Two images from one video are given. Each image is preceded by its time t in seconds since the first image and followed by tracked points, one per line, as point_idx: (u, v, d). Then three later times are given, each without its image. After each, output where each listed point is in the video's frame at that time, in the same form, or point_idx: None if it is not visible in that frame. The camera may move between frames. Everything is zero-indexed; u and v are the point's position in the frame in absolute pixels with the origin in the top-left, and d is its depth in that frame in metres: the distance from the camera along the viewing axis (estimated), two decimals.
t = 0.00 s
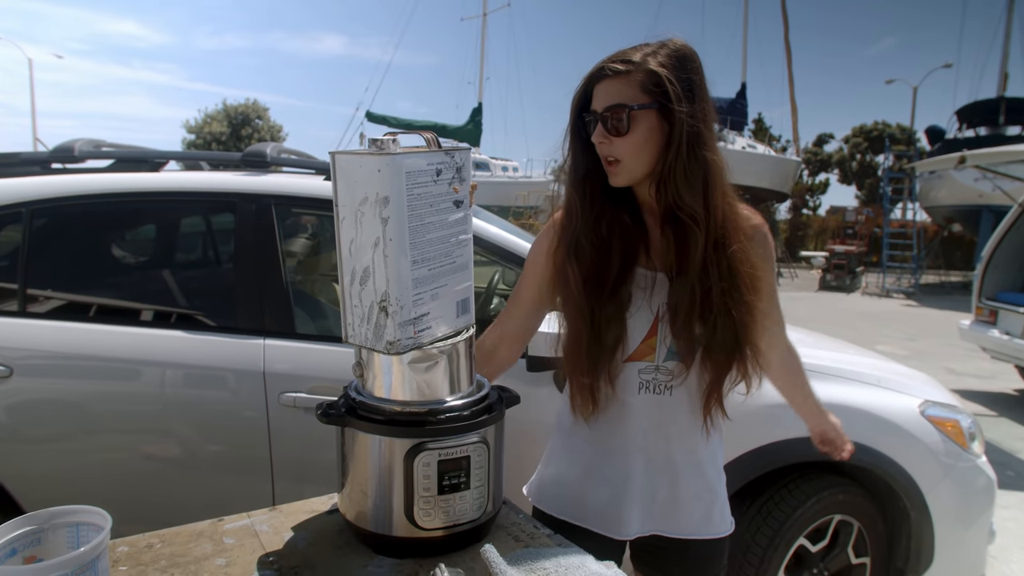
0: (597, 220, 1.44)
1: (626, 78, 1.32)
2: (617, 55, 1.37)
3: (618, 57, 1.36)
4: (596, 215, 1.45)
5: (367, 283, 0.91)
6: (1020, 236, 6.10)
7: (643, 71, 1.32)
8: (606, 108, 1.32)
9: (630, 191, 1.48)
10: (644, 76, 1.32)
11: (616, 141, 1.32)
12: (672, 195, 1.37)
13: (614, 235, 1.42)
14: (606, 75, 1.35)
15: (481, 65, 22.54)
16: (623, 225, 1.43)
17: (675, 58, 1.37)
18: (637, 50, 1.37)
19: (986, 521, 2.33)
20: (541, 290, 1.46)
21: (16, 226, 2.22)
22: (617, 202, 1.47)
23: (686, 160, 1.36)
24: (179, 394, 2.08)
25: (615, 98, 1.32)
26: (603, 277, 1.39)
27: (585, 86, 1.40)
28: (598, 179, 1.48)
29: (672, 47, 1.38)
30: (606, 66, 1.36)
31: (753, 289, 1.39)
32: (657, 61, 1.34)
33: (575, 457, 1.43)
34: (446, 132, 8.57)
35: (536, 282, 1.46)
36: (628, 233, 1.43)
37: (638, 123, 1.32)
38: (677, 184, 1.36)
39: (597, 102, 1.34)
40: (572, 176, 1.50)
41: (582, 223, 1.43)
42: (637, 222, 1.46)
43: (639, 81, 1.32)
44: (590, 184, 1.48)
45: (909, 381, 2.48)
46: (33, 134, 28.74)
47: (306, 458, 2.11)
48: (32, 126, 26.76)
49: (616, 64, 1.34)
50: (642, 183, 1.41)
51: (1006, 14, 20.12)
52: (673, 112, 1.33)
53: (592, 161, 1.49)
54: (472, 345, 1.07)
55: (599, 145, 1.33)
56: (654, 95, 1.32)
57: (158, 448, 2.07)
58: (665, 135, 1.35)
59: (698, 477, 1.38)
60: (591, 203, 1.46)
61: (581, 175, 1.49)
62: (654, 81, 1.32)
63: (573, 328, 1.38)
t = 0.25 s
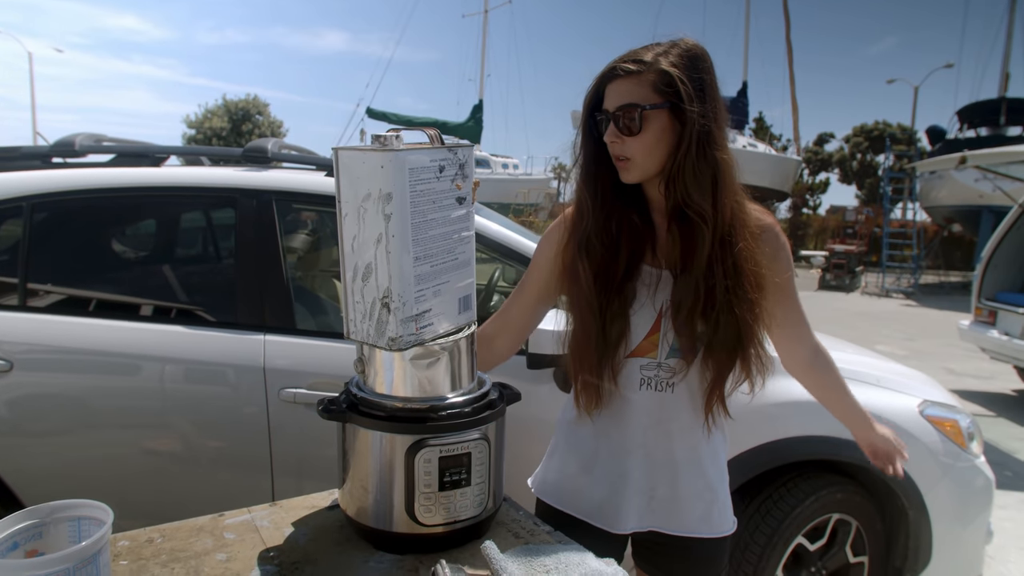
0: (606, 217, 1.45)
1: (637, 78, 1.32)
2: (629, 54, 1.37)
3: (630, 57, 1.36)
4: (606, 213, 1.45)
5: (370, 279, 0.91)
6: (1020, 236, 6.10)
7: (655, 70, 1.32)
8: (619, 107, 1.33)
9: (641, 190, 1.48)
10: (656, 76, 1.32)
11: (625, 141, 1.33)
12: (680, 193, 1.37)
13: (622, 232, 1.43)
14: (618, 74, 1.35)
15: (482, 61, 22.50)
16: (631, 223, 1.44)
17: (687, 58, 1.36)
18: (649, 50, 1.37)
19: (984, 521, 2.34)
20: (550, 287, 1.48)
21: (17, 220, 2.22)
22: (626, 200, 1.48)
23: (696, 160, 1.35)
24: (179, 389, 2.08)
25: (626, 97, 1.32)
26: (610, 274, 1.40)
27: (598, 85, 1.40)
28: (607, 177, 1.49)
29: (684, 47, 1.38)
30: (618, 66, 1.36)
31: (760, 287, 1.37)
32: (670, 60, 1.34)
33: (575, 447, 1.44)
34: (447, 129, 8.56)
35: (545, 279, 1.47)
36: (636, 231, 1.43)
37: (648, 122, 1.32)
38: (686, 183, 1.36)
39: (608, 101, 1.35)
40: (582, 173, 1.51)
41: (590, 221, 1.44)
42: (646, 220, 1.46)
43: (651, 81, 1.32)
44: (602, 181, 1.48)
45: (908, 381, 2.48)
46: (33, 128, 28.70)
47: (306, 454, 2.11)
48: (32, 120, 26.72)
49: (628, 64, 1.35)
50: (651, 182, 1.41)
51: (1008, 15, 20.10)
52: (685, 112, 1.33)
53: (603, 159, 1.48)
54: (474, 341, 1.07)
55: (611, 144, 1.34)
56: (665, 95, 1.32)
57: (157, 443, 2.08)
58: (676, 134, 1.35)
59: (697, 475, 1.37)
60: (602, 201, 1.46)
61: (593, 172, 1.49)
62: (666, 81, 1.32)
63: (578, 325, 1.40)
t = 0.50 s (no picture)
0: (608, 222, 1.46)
1: (652, 79, 1.33)
2: (643, 57, 1.38)
3: (645, 59, 1.37)
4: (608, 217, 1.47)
5: (364, 282, 0.91)
6: (1011, 242, 6.14)
7: (670, 72, 1.33)
8: (632, 108, 1.33)
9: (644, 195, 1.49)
10: (671, 78, 1.33)
11: (642, 140, 1.33)
12: (686, 199, 1.37)
13: (622, 238, 1.45)
14: (633, 74, 1.36)
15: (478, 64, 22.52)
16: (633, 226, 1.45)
17: (700, 63, 1.37)
18: (663, 54, 1.38)
19: (973, 525, 2.35)
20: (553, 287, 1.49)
21: (9, 219, 2.21)
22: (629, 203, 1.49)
23: (704, 163, 1.36)
24: (171, 390, 2.07)
25: (640, 97, 1.32)
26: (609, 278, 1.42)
27: (610, 86, 1.40)
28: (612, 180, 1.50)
29: (694, 53, 1.39)
30: (634, 66, 1.36)
31: (762, 297, 1.37)
32: (687, 62, 1.35)
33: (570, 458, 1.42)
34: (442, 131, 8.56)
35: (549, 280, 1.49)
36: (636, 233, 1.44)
37: (661, 122, 1.32)
38: (693, 188, 1.36)
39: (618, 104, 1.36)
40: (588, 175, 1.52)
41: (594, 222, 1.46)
42: (648, 225, 1.47)
43: (667, 83, 1.33)
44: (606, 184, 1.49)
45: (899, 385, 2.50)
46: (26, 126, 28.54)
47: (299, 455, 2.11)
48: (25, 118, 26.58)
49: (643, 65, 1.36)
50: (656, 185, 1.42)
51: (1001, 23, 20.26)
52: (698, 115, 1.34)
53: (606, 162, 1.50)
54: (467, 344, 1.08)
55: (625, 142, 1.34)
56: (679, 97, 1.33)
57: (149, 444, 2.07)
58: (688, 138, 1.35)
59: (689, 480, 1.38)
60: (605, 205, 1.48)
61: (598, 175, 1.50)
62: (680, 83, 1.33)
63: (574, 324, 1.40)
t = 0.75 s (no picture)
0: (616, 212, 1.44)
1: (682, 70, 1.38)
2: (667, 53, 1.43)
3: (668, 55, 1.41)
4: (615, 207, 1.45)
5: (363, 282, 0.92)
6: (1007, 245, 6.16)
7: (696, 69, 1.39)
8: (669, 92, 1.36)
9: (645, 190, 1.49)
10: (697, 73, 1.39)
11: (677, 121, 1.34)
12: (696, 194, 1.41)
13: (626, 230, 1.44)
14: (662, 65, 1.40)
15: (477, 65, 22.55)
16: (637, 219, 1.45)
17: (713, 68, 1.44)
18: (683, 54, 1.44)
19: (968, 527, 2.36)
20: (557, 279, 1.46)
21: (7, 218, 2.21)
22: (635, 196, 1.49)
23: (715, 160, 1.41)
24: (168, 389, 2.07)
25: (672, 85, 1.36)
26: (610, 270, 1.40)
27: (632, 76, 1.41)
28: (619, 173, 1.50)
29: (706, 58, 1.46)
30: (660, 59, 1.40)
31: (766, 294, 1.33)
32: (707, 66, 1.42)
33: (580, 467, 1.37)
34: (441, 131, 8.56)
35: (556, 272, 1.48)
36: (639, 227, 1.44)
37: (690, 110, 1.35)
38: (710, 182, 1.40)
39: (650, 87, 1.38)
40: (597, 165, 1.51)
41: (603, 213, 1.45)
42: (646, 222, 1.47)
43: (693, 77, 1.37)
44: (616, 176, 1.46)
45: (895, 388, 2.51)
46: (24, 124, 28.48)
47: (297, 455, 2.11)
48: (23, 117, 26.52)
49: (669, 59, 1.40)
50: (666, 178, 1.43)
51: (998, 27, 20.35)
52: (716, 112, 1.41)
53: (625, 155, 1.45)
54: (466, 344, 1.08)
55: (664, 124, 1.35)
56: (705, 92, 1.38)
57: (146, 444, 2.07)
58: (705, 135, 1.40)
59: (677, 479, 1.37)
60: (613, 196, 1.46)
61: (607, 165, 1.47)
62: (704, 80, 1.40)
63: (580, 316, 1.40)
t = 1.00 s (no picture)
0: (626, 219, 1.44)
1: (692, 80, 1.39)
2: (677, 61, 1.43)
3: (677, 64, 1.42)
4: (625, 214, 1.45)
5: (373, 287, 0.93)
6: (1014, 248, 6.14)
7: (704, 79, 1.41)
8: (680, 100, 1.36)
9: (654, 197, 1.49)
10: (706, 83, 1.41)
11: (688, 130, 1.35)
12: (699, 201, 1.43)
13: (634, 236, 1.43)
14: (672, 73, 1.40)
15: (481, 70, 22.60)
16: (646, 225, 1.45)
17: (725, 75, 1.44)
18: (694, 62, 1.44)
19: (975, 531, 2.36)
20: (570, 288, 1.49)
21: (18, 224, 2.23)
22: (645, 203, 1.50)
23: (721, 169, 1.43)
24: (176, 394, 2.09)
25: (679, 93, 1.36)
26: (618, 276, 1.39)
27: (641, 84, 1.42)
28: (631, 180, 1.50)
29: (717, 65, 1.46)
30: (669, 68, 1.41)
31: (769, 301, 1.29)
32: (715, 77, 1.43)
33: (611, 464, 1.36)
34: (446, 136, 8.59)
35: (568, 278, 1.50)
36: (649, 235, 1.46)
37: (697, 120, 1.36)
38: (713, 191, 1.41)
39: (660, 96, 1.38)
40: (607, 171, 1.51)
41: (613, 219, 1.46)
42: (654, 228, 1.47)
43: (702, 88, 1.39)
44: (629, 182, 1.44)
45: (902, 392, 2.51)
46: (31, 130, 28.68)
47: (304, 459, 2.12)
48: (31, 124, 26.74)
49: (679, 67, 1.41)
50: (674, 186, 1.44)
51: (1003, 30, 20.30)
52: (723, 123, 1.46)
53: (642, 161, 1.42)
54: (473, 349, 1.09)
55: (675, 132, 1.36)
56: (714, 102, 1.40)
57: (154, 447, 2.09)
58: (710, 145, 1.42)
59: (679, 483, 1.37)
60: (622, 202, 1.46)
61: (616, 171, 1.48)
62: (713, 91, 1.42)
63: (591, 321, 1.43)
